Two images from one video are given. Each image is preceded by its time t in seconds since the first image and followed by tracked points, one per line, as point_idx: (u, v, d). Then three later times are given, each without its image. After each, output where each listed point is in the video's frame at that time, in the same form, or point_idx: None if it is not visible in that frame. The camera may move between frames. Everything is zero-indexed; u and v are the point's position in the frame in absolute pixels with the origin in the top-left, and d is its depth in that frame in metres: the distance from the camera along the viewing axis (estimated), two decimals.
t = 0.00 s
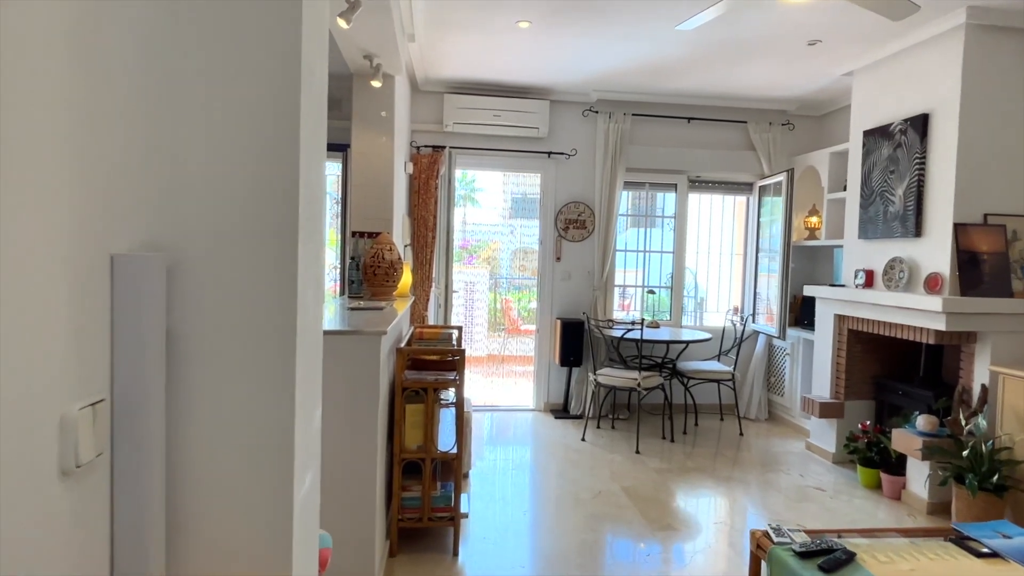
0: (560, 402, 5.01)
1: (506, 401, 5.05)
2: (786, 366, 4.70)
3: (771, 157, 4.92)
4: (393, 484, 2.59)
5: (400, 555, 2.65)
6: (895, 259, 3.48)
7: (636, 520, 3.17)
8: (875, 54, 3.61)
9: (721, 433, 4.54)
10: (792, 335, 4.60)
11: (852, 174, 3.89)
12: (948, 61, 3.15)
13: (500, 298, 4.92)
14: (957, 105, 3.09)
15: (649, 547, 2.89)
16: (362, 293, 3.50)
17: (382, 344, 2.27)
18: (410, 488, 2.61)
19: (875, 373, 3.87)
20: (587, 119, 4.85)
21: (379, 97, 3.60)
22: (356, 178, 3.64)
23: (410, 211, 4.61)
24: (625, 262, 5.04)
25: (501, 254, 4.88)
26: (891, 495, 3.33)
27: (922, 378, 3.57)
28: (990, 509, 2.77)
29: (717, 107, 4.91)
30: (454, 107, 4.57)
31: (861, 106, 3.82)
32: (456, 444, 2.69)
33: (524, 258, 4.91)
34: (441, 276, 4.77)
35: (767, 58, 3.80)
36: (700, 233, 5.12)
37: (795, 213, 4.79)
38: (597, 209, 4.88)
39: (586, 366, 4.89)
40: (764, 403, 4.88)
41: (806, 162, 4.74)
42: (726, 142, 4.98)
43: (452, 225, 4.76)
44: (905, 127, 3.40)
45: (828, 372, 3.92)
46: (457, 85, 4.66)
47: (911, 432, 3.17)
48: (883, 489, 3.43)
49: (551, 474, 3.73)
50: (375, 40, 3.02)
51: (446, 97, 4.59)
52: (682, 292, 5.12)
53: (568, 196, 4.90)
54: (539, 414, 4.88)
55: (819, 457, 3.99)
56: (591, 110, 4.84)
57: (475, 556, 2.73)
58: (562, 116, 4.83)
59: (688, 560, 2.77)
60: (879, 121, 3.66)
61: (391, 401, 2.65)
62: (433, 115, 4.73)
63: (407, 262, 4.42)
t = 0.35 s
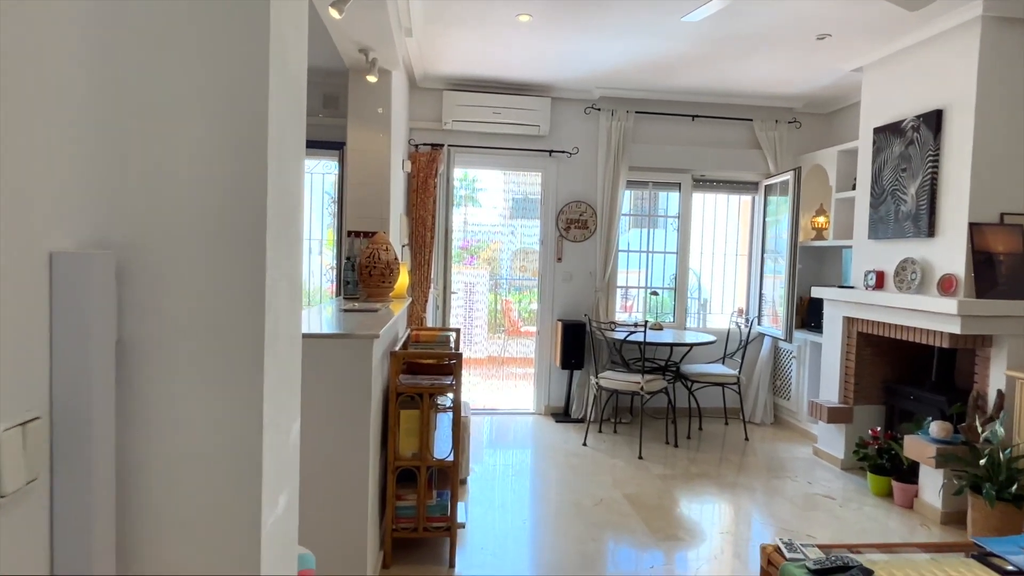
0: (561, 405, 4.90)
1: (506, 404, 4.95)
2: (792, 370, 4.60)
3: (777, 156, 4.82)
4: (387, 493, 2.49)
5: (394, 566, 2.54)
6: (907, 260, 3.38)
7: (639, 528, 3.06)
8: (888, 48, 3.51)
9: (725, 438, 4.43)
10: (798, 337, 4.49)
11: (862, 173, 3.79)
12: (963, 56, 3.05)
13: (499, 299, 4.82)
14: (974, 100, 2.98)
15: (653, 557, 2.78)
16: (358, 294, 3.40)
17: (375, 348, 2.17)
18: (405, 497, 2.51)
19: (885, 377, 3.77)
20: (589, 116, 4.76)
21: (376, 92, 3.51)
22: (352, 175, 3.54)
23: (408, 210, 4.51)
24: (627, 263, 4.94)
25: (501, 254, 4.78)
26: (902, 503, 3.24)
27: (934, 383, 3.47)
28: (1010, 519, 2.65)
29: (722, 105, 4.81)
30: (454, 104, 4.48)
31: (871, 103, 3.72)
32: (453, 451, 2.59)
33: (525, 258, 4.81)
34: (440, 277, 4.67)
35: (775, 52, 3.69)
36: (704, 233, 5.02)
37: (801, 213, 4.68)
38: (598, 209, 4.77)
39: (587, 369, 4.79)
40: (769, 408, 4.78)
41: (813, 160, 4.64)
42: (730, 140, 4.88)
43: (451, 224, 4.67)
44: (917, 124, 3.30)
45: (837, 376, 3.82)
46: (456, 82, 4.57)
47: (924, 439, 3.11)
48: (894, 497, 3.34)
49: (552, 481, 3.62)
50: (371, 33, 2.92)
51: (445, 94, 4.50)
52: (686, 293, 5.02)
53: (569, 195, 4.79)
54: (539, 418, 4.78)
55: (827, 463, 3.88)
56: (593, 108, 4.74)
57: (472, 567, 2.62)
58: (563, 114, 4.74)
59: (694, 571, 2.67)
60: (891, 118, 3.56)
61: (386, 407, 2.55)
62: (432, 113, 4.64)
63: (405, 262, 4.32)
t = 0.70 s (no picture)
0: (559, 409, 4.82)
1: (503, 408, 4.86)
2: (794, 373, 4.51)
3: (778, 155, 4.73)
4: (376, 504, 2.40)
5: None
6: (913, 262, 3.29)
7: (639, 537, 2.97)
8: (892, 44, 3.42)
9: (726, 443, 4.35)
10: (800, 340, 4.41)
11: (866, 172, 3.71)
12: (969, 52, 2.97)
13: (497, 300, 4.73)
14: (982, 97, 2.90)
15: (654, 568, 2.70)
16: (350, 296, 3.31)
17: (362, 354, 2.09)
18: (395, 508, 2.43)
19: (890, 382, 3.68)
20: (587, 115, 4.67)
21: (368, 89, 3.42)
22: (343, 175, 3.45)
23: (403, 211, 4.42)
24: (626, 264, 4.85)
25: (499, 255, 4.70)
26: (910, 512, 3.18)
27: (940, 388, 3.39)
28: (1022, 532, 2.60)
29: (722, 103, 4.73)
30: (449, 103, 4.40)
31: (875, 101, 3.64)
32: (445, 460, 2.50)
33: (524, 259, 4.73)
34: (435, 279, 4.59)
35: (776, 49, 3.61)
36: (704, 234, 4.94)
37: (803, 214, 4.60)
38: (597, 209, 4.69)
39: (586, 372, 4.70)
40: (771, 412, 4.69)
41: (815, 160, 4.55)
42: (731, 139, 4.80)
43: (446, 225, 4.58)
44: (923, 122, 3.22)
45: (840, 381, 3.74)
46: (451, 80, 4.48)
47: (931, 446, 3.06)
48: (900, 506, 3.27)
49: (549, 488, 3.53)
50: (361, 27, 2.83)
51: (440, 92, 4.41)
52: (686, 295, 4.93)
53: (567, 195, 4.70)
54: (537, 422, 4.69)
55: (830, 469, 3.80)
56: (591, 106, 4.66)
57: None
58: (561, 112, 4.65)
59: None
60: (895, 116, 3.47)
61: (375, 414, 2.47)
62: (427, 111, 4.55)
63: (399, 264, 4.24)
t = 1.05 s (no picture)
0: (545, 414, 4.73)
1: (488, 413, 4.77)
2: (782, 377, 4.47)
3: (766, 156, 4.69)
4: (354, 517, 2.30)
5: None
6: (902, 264, 3.25)
7: (627, 547, 2.88)
8: (879, 44, 3.40)
9: (714, 447, 4.29)
10: (788, 343, 4.36)
11: (854, 174, 3.67)
12: (959, 51, 2.94)
13: (482, 303, 4.64)
14: (971, 98, 2.87)
15: None
16: (329, 299, 3.21)
17: (338, 360, 1.99)
18: (375, 521, 2.33)
19: (879, 386, 3.64)
20: (573, 115, 4.60)
21: (349, 87, 3.32)
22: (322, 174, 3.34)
23: (385, 212, 4.32)
24: (613, 266, 4.78)
25: (485, 257, 4.61)
26: (901, 518, 3.14)
27: (931, 391, 3.35)
28: (1015, 540, 2.59)
29: (710, 103, 4.68)
30: (433, 102, 4.32)
31: (863, 102, 3.61)
32: (426, 470, 2.41)
33: (510, 261, 4.65)
34: (419, 281, 4.49)
35: (764, 49, 3.57)
36: (691, 236, 4.88)
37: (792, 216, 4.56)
38: (584, 211, 4.62)
39: (573, 376, 4.62)
40: (759, 416, 4.65)
41: (803, 161, 4.52)
42: (719, 140, 4.75)
43: (430, 227, 4.48)
44: (912, 123, 3.18)
45: (830, 384, 3.70)
46: (435, 78, 4.40)
47: (923, 452, 3.02)
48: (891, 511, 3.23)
49: (535, 497, 3.44)
50: (341, 21, 2.74)
51: (424, 91, 4.33)
52: (674, 298, 4.87)
53: (553, 196, 4.63)
54: (522, 427, 4.61)
55: (820, 474, 3.75)
56: (577, 106, 4.59)
57: None
58: (546, 112, 4.57)
59: None
60: (884, 117, 3.44)
61: (353, 423, 2.37)
62: (410, 110, 4.45)
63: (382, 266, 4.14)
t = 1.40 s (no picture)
0: (513, 419, 4.65)
1: (455, 419, 4.66)
2: (749, 378, 4.49)
3: (732, 159, 4.72)
4: (314, 534, 2.18)
5: None
6: (867, 266, 3.28)
7: (596, 556, 2.81)
8: (843, 49, 3.43)
9: (683, 450, 4.27)
10: (755, 345, 4.38)
11: (819, 176, 3.70)
12: (921, 55, 2.98)
13: (449, 306, 4.54)
14: (933, 102, 2.91)
15: None
16: (288, 304, 3.07)
17: (295, 370, 1.88)
18: (335, 536, 2.22)
19: (845, 386, 3.67)
20: (541, 116, 4.55)
21: (309, 83, 3.20)
22: (280, 173, 3.20)
23: (348, 213, 4.20)
24: (581, 268, 4.73)
25: (451, 260, 4.52)
26: (867, 519, 3.15)
27: (895, 392, 3.39)
28: (979, 538, 2.64)
29: (677, 106, 4.69)
30: (397, 101, 4.21)
31: (827, 105, 3.64)
32: (391, 482, 2.30)
33: (477, 263, 4.57)
34: (383, 285, 4.37)
35: (731, 52, 3.57)
36: (658, 238, 4.87)
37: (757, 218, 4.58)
38: (551, 213, 4.56)
39: (541, 381, 4.55)
40: (727, 417, 4.66)
41: (768, 164, 4.55)
42: (685, 142, 4.75)
43: (394, 229, 4.37)
44: (876, 126, 3.22)
45: (797, 386, 3.71)
46: (400, 77, 4.29)
47: (889, 453, 3.05)
48: (857, 512, 3.24)
49: (504, 505, 3.35)
50: (301, 14, 2.63)
51: (388, 89, 4.22)
52: (642, 300, 4.85)
53: (521, 198, 4.56)
54: (490, 432, 4.52)
55: (788, 475, 3.76)
56: (545, 106, 4.54)
57: None
58: (513, 113, 4.51)
59: None
60: (847, 120, 3.47)
61: (312, 434, 2.25)
62: (374, 109, 4.33)
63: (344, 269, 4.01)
